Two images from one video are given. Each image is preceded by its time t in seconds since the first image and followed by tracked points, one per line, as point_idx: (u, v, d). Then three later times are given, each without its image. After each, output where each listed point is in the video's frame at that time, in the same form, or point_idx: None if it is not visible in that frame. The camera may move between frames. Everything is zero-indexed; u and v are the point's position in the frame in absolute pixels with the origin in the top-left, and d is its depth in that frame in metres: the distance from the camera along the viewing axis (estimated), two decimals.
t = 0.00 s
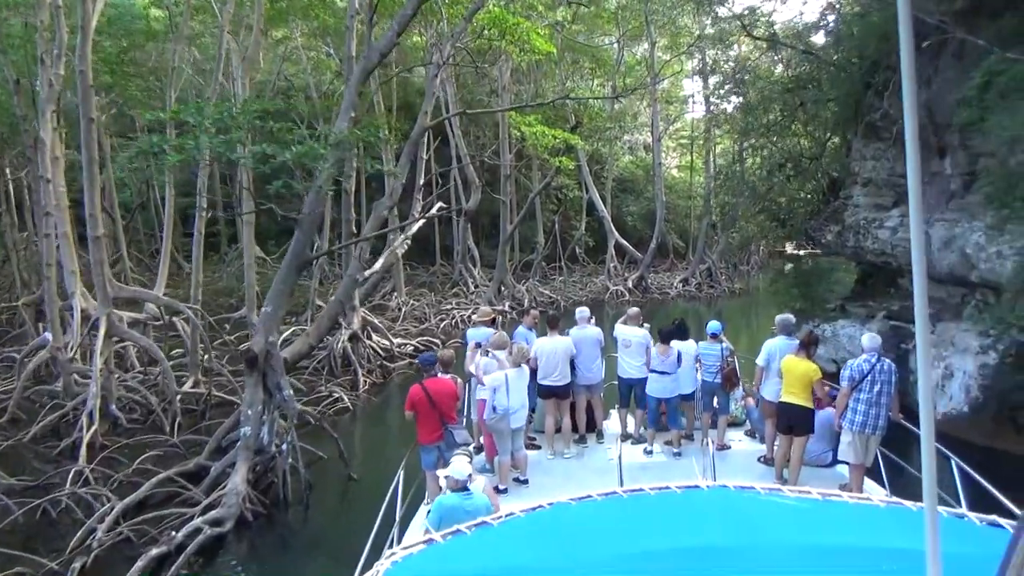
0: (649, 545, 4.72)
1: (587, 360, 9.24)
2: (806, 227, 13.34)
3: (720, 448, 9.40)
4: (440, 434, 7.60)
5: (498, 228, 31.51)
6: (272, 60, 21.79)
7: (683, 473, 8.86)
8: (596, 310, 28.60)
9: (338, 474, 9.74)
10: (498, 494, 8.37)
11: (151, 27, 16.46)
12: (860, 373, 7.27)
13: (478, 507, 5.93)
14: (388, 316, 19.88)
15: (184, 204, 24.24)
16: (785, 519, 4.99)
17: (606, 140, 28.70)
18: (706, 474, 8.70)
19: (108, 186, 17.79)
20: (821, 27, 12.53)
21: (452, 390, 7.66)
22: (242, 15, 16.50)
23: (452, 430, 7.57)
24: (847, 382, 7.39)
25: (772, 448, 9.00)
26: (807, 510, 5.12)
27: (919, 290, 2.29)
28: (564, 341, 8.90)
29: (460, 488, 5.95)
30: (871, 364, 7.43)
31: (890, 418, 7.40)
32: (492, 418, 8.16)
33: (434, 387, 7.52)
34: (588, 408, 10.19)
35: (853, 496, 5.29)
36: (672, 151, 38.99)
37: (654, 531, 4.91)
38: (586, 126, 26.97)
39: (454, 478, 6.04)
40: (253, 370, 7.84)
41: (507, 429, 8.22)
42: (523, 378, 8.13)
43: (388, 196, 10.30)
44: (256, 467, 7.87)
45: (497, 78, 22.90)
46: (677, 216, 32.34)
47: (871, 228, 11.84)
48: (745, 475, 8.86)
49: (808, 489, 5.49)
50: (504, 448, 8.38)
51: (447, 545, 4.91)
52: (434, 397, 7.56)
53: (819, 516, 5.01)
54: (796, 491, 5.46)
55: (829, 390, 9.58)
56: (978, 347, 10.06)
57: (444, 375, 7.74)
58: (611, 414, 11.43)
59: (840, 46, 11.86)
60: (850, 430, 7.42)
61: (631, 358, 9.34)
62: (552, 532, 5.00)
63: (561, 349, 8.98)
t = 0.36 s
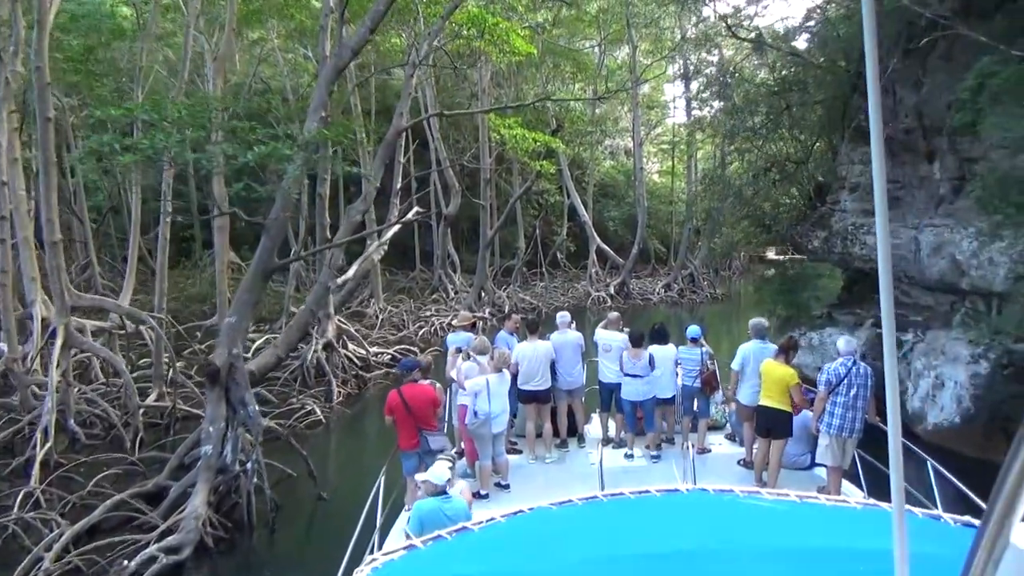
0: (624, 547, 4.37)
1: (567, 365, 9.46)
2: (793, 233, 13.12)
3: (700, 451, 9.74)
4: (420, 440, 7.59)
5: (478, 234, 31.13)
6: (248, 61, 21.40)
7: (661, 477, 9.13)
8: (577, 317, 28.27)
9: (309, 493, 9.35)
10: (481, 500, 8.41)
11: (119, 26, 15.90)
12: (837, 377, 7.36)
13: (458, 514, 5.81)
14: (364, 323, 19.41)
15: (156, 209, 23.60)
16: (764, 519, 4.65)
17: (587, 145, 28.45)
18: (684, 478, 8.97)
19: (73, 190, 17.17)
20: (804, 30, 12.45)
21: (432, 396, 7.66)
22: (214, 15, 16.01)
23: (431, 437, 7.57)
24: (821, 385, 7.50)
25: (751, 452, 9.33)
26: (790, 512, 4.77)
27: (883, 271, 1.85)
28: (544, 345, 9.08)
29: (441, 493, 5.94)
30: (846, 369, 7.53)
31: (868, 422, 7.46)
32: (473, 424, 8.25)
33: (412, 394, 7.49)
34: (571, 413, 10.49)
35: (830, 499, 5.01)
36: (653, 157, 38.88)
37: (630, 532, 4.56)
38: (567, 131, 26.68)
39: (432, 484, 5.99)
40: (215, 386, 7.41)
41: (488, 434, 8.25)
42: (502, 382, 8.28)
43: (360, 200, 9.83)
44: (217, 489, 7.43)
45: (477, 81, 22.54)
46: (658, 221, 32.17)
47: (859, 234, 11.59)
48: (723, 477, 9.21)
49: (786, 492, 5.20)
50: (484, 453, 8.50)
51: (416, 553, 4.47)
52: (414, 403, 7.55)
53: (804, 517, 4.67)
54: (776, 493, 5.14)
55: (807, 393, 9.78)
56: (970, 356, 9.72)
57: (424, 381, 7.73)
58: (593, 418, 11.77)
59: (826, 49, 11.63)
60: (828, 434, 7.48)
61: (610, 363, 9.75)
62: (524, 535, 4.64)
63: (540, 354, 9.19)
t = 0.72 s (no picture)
0: (603, 557, 4.50)
1: (549, 370, 9.41)
2: (779, 240, 13.22)
3: (681, 456, 9.84)
4: (398, 446, 7.76)
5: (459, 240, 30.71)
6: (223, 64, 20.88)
7: (641, 483, 9.21)
8: (559, 324, 27.96)
9: (276, 516, 8.95)
10: (462, 506, 8.47)
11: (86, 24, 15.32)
12: (815, 383, 7.85)
13: (438, 518, 5.83)
14: (341, 331, 18.95)
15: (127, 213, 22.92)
16: (739, 528, 4.84)
17: (569, 150, 28.19)
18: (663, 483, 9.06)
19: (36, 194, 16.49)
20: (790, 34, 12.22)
21: (414, 404, 7.82)
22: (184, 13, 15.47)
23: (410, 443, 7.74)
24: (803, 392, 7.99)
25: (731, 456, 9.50)
26: (766, 518, 5.00)
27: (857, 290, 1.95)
28: (528, 350, 9.06)
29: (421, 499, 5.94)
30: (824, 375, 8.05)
31: (843, 426, 8.06)
32: (455, 430, 8.26)
33: (396, 401, 7.65)
34: (553, 419, 10.52)
35: (807, 502, 5.26)
36: (634, 163, 38.74)
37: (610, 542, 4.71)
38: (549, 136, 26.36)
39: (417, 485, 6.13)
40: (174, 402, 6.96)
41: (470, 440, 8.29)
42: (485, 390, 8.28)
43: (334, 205, 9.40)
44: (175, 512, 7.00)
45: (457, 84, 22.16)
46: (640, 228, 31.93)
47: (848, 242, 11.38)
48: (702, 483, 9.31)
49: (766, 495, 5.41)
50: (467, 459, 8.52)
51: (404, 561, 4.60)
52: (395, 409, 7.72)
53: (779, 523, 4.92)
54: (754, 498, 5.36)
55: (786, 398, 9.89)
56: (962, 367, 9.45)
57: (407, 389, 7.90)
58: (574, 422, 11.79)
59: (814, 52, 11.38)
60: (808, 439, 8.00)
61: (591, 369, 9.81)
62: (507, 543, 4.78)
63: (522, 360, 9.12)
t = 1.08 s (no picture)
0: (590, 562, 4.19)
1: (533, 379, 9.17)
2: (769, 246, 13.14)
3: (664, 462, 9.62)
4: (382, 453, 7.56)
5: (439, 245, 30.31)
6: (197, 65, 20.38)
7: (625, 490, 9.07)
8: (541, 331, 27.62)
9: (241, 540, 8.53)
10: (445, 513, 8.25)
11: (53, 20, 14.77)
12: (795, 388, 7.64)
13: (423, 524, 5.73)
14: (318, 339, 18.45)
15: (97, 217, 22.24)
16: (723, 532, 4.64)
17: (551, 156, 27.93)
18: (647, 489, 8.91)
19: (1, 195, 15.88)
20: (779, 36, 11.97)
21: (400, 411, 7.58)
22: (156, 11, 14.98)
23: (394, 451, 7.53)
24: (783, 396, 7.83)
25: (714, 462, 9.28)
26: (748, 522, 4.86)
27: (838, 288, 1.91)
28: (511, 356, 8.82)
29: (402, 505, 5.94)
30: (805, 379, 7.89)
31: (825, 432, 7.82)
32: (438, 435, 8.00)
33: (383, 408, 7.45)
34: (535, 425, 10.31)
35: (789, 509, 5.15)
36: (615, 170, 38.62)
37: (598, 543, 4.51)
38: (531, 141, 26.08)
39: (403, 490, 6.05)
40: (130, 420, 6.56)
41: (454, 446, 8.05)
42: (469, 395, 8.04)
43: (307, 209, 8.97)
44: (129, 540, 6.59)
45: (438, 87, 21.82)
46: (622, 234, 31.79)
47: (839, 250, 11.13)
48: (686, 489, 9.18)
49: (747, 502, 5.28)
50: (450, 465, 8.27)
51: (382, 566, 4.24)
52: (381, 416, 7.48)
53: (762, 530, 4.72)
54: (735, 503, 5.24)
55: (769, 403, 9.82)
56: (957, 380, 9.15)
57: (394, 395, 7.65)
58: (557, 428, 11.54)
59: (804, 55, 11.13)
60: (787, 444, 7.77)
61: (575, 374, 9.71)
62: (493, 547, 4.50)
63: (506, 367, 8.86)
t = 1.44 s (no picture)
0: (581, 567, 4.31)
1: (519, 384, 9.02)
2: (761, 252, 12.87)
3: (649, 467, 9.59)
4: (373, 458, 7.99)
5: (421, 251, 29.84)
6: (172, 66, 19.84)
7: (612, 494, 9.05)
8: (525, 339, 27.22)
9: (206, 564, 8.22)
10: (431, 520, 8.16)
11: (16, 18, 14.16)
12: (779, 393, 7.97)
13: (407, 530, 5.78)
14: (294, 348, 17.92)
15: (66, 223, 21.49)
16: (711, 537, 4.72)
17: (533, 161, 27.59)
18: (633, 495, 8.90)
19: None
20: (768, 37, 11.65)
21: (392, 418, 8.09)
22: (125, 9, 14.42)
23: (385, 456, 8.02)
24: (767, 402, 8.15)
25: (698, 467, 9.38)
26: (735, 526, 4.93)
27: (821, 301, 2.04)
28: (496, 362, 8.66)
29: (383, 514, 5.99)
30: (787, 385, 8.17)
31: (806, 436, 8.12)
32: (422, 442, 7.87)
33: (378, 414, 7.90)
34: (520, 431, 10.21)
35: (775, 513, 5.19)
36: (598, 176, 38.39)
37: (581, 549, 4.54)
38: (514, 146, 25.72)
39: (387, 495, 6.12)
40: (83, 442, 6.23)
41: (439, 453, 7.93)
42: (453, 401, 7.88)
43: (279, 214, 8.50)
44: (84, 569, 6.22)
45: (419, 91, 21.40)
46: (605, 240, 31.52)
47: (831, 256, 10.81)
48: (671, 494, 9.19)
49: (732, 506, 5.32)
50: (435, 473, 8.13)
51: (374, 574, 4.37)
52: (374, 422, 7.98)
53: (750, 535, 4.77)
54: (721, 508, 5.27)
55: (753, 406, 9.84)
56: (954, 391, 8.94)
57: (386, 403, 8.18)
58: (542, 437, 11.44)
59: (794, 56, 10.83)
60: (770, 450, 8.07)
61: (561, 380, 9.68)
62: (480, 556, 4.54)
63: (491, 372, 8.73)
